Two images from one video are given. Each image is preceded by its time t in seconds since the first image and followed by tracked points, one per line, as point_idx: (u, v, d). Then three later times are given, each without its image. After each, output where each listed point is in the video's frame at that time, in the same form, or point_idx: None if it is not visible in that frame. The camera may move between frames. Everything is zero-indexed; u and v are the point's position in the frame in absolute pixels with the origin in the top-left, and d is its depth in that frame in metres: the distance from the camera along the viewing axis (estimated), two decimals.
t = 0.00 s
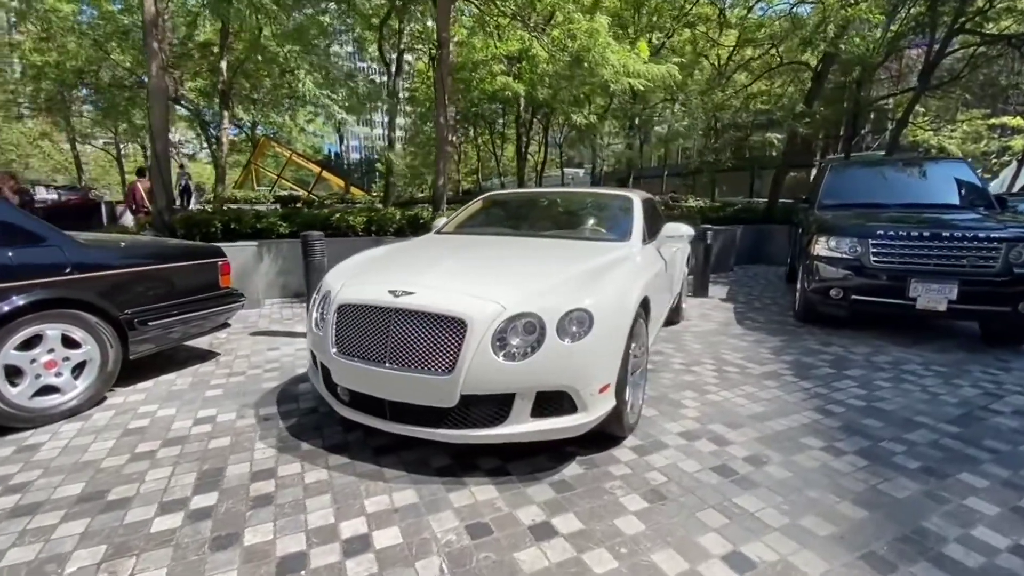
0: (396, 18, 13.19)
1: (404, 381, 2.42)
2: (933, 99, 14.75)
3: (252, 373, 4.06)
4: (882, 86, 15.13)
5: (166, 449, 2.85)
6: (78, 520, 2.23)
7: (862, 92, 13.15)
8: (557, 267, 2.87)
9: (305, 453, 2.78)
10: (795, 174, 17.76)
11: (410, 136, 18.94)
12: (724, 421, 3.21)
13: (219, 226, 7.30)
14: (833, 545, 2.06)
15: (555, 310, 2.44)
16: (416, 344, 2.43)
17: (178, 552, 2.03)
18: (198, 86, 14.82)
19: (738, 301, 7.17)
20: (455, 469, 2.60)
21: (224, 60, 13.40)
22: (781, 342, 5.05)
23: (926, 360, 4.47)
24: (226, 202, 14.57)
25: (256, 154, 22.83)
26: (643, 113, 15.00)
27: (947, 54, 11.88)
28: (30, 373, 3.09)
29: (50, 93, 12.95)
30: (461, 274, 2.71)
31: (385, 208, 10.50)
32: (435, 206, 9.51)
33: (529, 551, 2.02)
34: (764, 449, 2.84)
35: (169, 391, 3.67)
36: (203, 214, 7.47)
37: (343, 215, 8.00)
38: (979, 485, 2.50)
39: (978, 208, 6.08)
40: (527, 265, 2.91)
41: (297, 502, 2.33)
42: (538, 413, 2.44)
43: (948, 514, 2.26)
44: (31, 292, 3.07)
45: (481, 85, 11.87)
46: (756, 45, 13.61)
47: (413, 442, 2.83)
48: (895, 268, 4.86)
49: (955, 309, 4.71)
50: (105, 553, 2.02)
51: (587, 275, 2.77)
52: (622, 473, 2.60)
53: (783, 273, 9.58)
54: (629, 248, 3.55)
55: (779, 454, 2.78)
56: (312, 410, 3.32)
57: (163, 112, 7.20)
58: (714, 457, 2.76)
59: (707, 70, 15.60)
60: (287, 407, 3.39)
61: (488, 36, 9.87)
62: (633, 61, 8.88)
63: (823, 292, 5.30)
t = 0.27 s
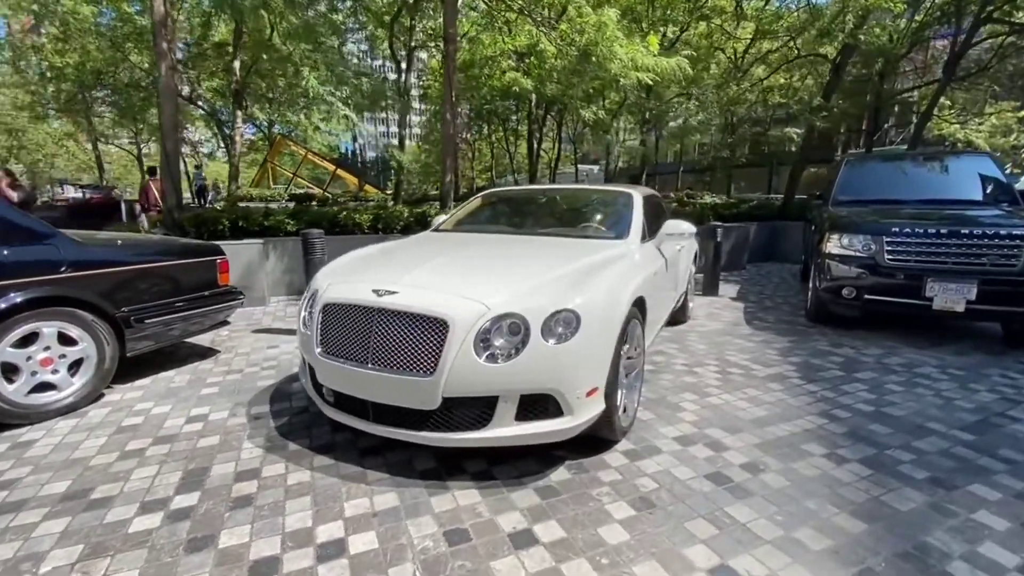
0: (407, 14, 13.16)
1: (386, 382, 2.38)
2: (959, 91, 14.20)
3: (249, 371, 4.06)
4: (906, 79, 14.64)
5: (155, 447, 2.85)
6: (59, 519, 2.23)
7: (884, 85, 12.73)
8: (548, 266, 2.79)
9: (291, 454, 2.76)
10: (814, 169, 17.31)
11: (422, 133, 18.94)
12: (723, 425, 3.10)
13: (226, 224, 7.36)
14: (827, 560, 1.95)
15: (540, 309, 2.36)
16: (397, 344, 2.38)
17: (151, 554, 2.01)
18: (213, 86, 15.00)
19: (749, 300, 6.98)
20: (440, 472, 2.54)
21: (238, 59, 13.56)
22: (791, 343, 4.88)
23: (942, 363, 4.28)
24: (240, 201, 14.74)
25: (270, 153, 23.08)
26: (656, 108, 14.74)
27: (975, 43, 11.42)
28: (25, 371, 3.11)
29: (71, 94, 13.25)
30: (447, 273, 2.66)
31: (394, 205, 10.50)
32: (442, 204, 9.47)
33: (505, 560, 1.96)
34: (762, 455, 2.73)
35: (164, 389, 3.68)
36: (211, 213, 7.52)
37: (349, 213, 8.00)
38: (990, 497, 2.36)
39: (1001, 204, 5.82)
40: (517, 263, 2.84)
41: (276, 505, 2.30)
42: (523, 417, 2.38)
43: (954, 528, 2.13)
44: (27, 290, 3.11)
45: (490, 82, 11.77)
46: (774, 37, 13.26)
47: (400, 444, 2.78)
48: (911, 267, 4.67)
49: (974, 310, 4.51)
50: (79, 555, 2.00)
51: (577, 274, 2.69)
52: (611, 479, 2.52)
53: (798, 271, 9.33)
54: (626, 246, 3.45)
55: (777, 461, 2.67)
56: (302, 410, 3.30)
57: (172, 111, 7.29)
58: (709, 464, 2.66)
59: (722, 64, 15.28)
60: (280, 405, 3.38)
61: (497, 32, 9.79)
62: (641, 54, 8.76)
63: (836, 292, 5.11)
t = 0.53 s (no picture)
0: (417, 10, 13.13)
1: (364, 384, 2.30)
2: (989, 82, 13.64)
3: (243, 369, 4.04)
4: (931, 71, 14.11)
5: (139, 446, 2.82)
6: (34, 518, 2.20)
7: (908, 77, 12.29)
8: (536, 264, 2.69)
9: (273, 455, 2.70)
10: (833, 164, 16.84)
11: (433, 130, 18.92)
12: (722, 431, 2.96)
13: (233, 222, 7.40)
14: None
15: (523, 309, 2.26)
16: (375, 344, 2.30)
17: (119, 557, 1.96)
18: (226, 85, 15.18)
19: (760, 299, 6.77)
20: (422, 476, 2.46)
21: (250, 57, 13.69)
22: (801, 344, 4.70)
23: (962, 366, 4.06)
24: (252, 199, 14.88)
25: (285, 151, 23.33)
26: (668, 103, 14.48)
27: (1005, 32, 10.93)
28: (17, 368, 3.11)
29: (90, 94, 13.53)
30: (431, 271, 2.57)
31: (403, 202, 10.48)
32: (448, 202, 9.38)
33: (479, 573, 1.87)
34: (761, 465, 2.59)
35: (158, 386, 3.67)
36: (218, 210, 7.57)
37: (355, 211, 7.98)
38: (1007, 514, 2.19)
39: None
40: (505, 261, 2.74)
41: (251, 508, 2.24)
42: (505, 421, 2.27)
43: (965, 548, 1.97)
44: (21, 286, 3.10)
45: (498, 76, 11.65)
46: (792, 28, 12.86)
47: (384, 447, 2.71)
48: (930, 265, 4.44)
49: (997, 311, 4.27)
50: (48, 556, 1.97)
51: (566, 272, 2.58)
52: (599, 487, 2.40)
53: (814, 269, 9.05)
54: (624, 243, 3.32)
55: (778, 470, 2.53)
56: (291, 409, 3.25)
57: (180, 109, 7.34)
58: (704, 472, 2.53)
59: (737, 57, 14.95)
60: (269, 404, 3.33)
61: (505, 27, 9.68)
62: (650, 45, 8.65)
63: (850, 291, 4.90)
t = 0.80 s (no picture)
0: (429, 7, 13.09)
1: (337, 389, 2.22)
2: None
3: (238, 368, 4.01)
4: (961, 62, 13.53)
5: (122, 447, 2.79)
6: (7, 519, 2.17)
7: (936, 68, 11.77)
8: (520, 263, 2.57)
9: (253, 459, 2.64)
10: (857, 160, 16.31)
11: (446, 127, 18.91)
12: (720, 442, 2.80)
13: (241, 219, 7.44)
14: None
15: (500, 312, 2.15)
16: (348, 348, 2.22)
17: (82, 563, 1.91)
18: (244, 85, 15.40)
19: (774, 300, 6.54)
20: (399, 485, 2.37)
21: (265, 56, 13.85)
22: (813, 348, 4.49)
23: (986, 374, 3.81)
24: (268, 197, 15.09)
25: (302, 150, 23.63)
26: (686, 97, 14.20)
27: None
28: (8, 366, 3.11)
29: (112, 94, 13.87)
30: (410, 272, 2.47)
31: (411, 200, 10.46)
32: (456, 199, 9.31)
33: None
34: (759, 480, 2.43)
35: (152, 384, 3.67)
36: (227, 207, 7.62)
37: (361, 209, 7.95)
38: None
39: None
40: (489, 260, 2.63)
41: (222, 515, 2.18)
42: (481, 429, 2.17)
43: None
44: (16, 284, 3.11)
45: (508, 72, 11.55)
46: (814, 18, 12.41)
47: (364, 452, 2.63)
48: (954, 266, 4.18)
49: None
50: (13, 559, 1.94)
51: (551, 272, 2.46)
52: (582, 500, 2.28)
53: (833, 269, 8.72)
54: (620, 241, 3.17)
55: (776, 486, 2.37)
56: (278, 411, 3.20)
57: (189, 107, 7.40)
58: (697, 487, 2.38)
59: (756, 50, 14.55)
60: (256, 405, 3.29)
61: (515, 22, 9.56)
62: (661, 37, 8.50)
63: (867, 292, 4.66)
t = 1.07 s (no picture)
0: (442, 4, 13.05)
1: (316, 390, 2.17)
2: None
3: (236, 365, 4.02)
4: (994, 54, 12.98)
5: (112, 443, 2.80)
6: None
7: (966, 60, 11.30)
8: (509, 262, 2.49)
9: (238, 458, 2.62)
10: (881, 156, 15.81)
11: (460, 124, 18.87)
12: (717, 449, 2.70)
13: (250, 216, 7.48)
14: None
15: (481, 314, 2.07)
16: (328, 348, 2.17)
17: (56, 562, 1.90)
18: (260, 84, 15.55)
19: (787, 300, 6.34)
20: (380, 488, 2.32)
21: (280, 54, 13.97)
22: (825, 351, 4.32)
23: (1007, 381, 3.62)
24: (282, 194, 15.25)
25: (319, 148, 23.83)
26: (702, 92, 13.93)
27: None
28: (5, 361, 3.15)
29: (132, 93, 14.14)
30: (395, 271, 2.42)
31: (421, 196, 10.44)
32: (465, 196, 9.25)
33: None
34: (754, 491, 2.32)
35: (151, 380, 3.69)
36: (237, 204, 7.67)
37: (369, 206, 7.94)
38: None
39: None
40: (478, 259, 2.56)
41: (200, 516, 2.16)
42: (461, 434, 2.10)
43: None
44: (19, 280, 3.16)
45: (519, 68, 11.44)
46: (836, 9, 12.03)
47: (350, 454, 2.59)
48: (976, 268, 3.97)
49: None
50: None
51: (539, 271, 2.38)
52: (567, 508, 2.20)
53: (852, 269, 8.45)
54: (616, 240, 3.07)
55: (772, 498, 2.26)
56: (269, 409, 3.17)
57: (200, 104, 7.47)
58: (688, 497, 2.28)
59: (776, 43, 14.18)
60: (249, 403, 3.28)
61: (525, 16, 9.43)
62: (672, 30, 8.26)
63: (883, 294, 4.46)
